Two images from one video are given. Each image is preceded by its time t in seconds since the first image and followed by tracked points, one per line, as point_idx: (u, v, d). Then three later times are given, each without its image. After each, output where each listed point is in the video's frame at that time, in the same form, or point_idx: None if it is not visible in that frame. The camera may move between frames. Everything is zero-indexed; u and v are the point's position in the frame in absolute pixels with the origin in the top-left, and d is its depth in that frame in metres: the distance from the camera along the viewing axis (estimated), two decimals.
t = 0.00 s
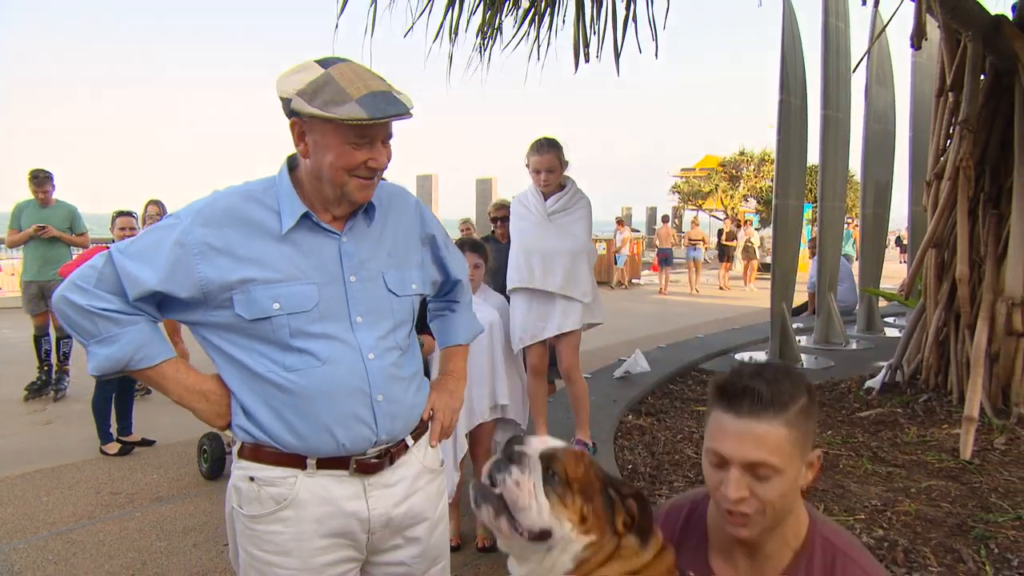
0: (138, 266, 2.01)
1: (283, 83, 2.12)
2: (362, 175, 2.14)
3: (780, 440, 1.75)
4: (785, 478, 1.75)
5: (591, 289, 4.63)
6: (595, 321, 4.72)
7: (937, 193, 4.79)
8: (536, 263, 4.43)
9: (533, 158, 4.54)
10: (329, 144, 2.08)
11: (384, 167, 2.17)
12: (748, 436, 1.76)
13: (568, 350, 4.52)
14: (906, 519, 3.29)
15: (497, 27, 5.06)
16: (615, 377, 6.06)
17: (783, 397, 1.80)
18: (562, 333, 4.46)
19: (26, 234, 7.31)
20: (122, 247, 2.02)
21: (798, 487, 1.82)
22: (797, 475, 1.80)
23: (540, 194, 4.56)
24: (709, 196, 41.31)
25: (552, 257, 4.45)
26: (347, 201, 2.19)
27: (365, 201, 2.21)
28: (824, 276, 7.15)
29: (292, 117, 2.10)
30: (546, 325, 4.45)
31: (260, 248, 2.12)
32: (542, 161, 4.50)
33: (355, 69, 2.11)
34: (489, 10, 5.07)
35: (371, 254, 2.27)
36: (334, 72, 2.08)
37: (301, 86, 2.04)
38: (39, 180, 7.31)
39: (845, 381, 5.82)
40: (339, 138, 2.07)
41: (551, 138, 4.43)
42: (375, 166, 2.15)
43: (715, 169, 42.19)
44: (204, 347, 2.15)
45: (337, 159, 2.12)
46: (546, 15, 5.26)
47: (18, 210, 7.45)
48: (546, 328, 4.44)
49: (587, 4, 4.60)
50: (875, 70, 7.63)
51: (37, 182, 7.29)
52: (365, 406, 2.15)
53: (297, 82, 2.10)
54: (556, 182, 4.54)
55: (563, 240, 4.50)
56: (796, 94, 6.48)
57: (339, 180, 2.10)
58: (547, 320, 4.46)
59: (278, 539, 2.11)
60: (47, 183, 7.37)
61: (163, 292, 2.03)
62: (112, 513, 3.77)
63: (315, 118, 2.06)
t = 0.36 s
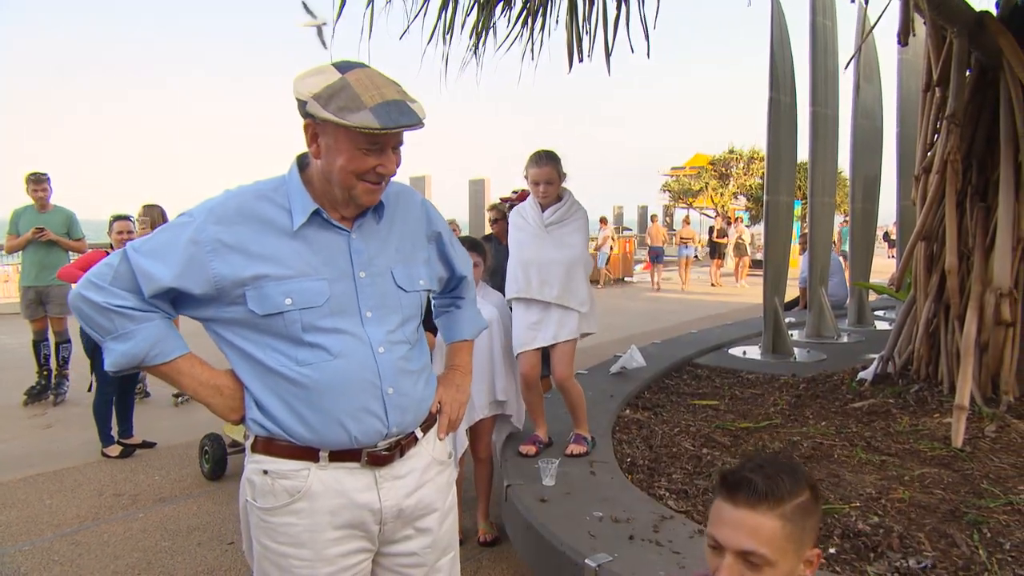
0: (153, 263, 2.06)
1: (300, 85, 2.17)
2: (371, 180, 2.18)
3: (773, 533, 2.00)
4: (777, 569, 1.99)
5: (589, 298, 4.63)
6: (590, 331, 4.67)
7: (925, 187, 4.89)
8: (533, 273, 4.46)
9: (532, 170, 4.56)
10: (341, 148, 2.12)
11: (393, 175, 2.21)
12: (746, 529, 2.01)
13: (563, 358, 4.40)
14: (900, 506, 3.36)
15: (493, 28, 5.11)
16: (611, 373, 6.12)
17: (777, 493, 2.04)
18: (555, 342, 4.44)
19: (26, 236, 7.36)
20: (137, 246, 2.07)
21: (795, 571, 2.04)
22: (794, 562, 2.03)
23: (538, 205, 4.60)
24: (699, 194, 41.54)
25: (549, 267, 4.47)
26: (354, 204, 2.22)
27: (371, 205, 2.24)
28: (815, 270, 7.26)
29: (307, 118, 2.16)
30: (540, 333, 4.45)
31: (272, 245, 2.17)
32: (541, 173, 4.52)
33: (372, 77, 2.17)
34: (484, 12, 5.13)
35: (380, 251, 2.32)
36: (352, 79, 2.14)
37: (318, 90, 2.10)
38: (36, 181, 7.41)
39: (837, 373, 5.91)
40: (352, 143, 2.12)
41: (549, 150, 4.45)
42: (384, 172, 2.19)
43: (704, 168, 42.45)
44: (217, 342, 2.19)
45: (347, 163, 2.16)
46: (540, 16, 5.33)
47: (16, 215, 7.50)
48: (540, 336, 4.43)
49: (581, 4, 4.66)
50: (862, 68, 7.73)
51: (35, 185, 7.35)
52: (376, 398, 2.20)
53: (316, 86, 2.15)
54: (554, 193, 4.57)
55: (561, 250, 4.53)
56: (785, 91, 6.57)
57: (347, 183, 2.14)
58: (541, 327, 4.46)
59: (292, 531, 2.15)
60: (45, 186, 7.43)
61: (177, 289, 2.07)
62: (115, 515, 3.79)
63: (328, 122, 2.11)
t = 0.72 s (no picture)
0: (158, 262, 2.08)
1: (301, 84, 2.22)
2: (370, 181, 2.23)
3: (765, 355, 1.73)
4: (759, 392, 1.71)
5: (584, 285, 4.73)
6: (586, 316, 4.80)
7: (911, 188, 4.98)
8: (525, 264, 4.58)
9: (522, 159, 4.65)
10: (340, 147, 2.17)
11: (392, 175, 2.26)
12: (732, 345, 1.76)
13: (559, 347, 4.55)
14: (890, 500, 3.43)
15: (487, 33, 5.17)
16: (603, 373, 6.19)
17: (776, 319, 1.77)
18: (550, 330, 4.58)
19: (23, 238, 7.37)
20: (143, 245, 2.10)
21: (784, 409, 1.75)
22: (784, 394, 1.74)
23: (528, 194, 4.68)
24: (688, 197, 41.81)
25: (540, 257, 4.56)
26: (354, 204, 2.27)
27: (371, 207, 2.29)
28: (803, 271, 7.37)
29: (308, 117, 2.20)
30: (535, 323, 4.59)
31: (276, 244, 2.20)
32: (532, 162, 4.60)
33: (373, 78, 2.21)
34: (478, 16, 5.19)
35: (381, 250, 2.36)
36: (352, 79, 2.18)
37: (317, 88, 2.14)
38: (32, 184, 7.44)
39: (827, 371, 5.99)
40: (351, 142, 2.16)
41: (536, 140, 4.52)
42: (383, 171, 2.23)
43: (693, 171, 42.75)
44: (222, 340, 2.23)
45: (347, 161, 2.20)
46: (533, 21, 5.39)
47: (11, 218, 7.54)
48: (535, 326, 4.59)
49: (573, 9, 4.73)
50: (847, 73, 7.85)
51: (30, 187, 7.39)
52: (379, 395, 2.23)
53: (317, 85, 2.20)
54: (543, 182, 4.63)
55: (551, 238, 4.59)
56: (774, 94, 6.67)
57: (348, 182, 2.18)
58: (536, 317, 4.60)
59: (296, 526, 2.18)
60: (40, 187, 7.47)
61: (183, 288, 2.11)
62: (112, 514, 3.85)
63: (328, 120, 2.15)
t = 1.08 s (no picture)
0: (158, 261, 2.10)
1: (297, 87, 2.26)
2: (372, 174, 2.28)
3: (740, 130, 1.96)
4: (736, 168, 1.95)
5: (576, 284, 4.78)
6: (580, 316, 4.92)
7: (896, 195, 5.06)
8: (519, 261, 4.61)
9: (516, 157, 4.76)
10: (340, 143, 2.20)
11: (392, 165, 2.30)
12: (722, 129, 2.02)
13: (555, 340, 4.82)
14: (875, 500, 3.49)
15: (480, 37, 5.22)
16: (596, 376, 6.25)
17: (764, 106, 1.99)
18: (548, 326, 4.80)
19: (16, 237, 7.39)
20: (144, 245, 2.12)
21: (762, 183, 1.96)
22: (762, 168, 1.94)
23: (522, 193, 4.75)
24: (679, 200, 42.01)
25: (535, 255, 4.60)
26: (356, 198, 2.32)
27: (373, 199, 2.35)
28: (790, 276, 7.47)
29: (305, 117, 2.24)
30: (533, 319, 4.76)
31: (275, 245, 2.24)
32: (526, 159, 4.72)
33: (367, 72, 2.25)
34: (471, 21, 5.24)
35: (379, 252, 2.41)
36: (346, 75, 2.22)
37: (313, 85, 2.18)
38: (25, 185, 7.45)
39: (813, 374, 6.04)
40: (350, 136, 2.20)
41: (531, 138, 4.67)
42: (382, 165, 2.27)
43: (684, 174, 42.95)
44: (222, 341, 2.26)
45: (347, 157, 2.24)
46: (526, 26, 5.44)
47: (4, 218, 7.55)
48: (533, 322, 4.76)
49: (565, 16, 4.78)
50: (835, 84, 7.80)
51: (22, 187, 7.39)
52: (376, 394, 2.26)
53: (311, 85, 2.23)
54: (536, 180, 4.76)
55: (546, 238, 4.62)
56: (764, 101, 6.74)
57: (349, 176, 2.22)
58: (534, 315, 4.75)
59: (292, 524, 2.21)
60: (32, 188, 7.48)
61: (182, 288, 2.13)
62: (103, 514, 4.08)
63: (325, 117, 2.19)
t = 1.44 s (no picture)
0: (154, 262, 2.12)
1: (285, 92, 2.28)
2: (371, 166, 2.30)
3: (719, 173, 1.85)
4: (719, 209, 1.85)
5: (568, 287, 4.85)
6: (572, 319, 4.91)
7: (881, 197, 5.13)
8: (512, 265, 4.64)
9: (510, 160, 4.82)
10: (337, 138, 2.22)
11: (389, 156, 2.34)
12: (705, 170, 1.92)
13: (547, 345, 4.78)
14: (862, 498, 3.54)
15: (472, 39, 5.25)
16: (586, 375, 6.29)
17: (749, 143, 1.88)
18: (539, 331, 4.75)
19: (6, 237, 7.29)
20: (140, 246, 2.13)
21: (750, 226, 1.85)
22: (746, 210, 1.84)
23: (515, 195, 4.81)
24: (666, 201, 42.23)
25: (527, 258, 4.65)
26: (356, 193, 2.35)
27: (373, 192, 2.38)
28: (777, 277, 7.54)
29: (298, 119, 2.25)
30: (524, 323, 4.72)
31: (271, 246, 2.26)
32: (520, 162, 4.77)
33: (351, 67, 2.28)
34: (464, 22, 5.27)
35: (375, 252, 2.43)
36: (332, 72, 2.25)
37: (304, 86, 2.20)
38: (16, 185, 7.36)
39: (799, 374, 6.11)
40: (347, 130, 2.23)
41: (527, 143, 4.74)
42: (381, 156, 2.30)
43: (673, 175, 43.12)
44: (219, 341, 2.28)
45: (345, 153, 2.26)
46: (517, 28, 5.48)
47: None
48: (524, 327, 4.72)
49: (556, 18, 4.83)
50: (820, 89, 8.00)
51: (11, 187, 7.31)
52: (372, 393, 2.29)
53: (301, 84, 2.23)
54: (530, 182, 4.80)
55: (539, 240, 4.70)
56: (750, 104, 6.82)
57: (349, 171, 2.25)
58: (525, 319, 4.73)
59: (288, 524, 2.23)
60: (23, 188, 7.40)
61: (179, 288, 2.14)
62: (96, 515, 4.11)
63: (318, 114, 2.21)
